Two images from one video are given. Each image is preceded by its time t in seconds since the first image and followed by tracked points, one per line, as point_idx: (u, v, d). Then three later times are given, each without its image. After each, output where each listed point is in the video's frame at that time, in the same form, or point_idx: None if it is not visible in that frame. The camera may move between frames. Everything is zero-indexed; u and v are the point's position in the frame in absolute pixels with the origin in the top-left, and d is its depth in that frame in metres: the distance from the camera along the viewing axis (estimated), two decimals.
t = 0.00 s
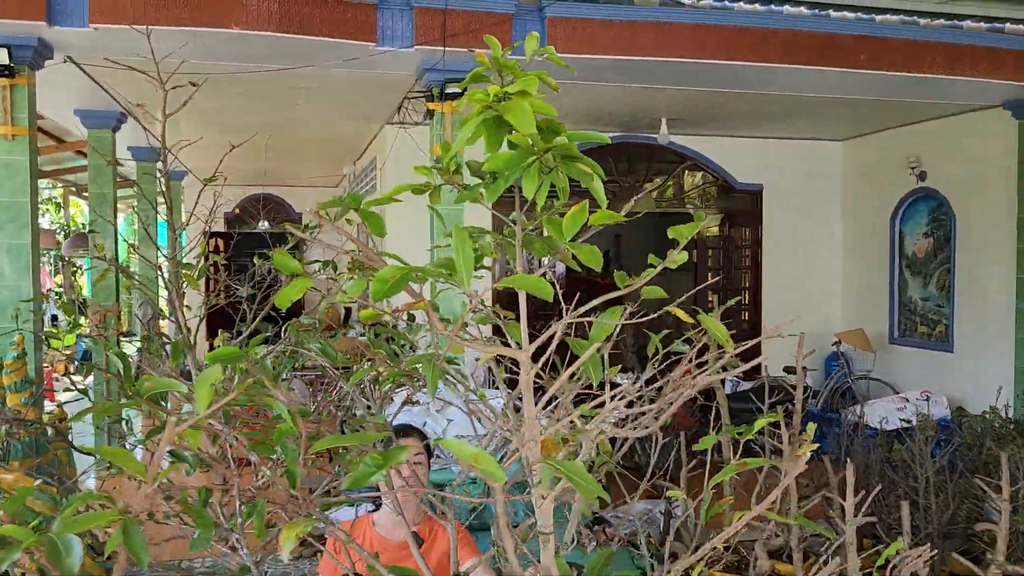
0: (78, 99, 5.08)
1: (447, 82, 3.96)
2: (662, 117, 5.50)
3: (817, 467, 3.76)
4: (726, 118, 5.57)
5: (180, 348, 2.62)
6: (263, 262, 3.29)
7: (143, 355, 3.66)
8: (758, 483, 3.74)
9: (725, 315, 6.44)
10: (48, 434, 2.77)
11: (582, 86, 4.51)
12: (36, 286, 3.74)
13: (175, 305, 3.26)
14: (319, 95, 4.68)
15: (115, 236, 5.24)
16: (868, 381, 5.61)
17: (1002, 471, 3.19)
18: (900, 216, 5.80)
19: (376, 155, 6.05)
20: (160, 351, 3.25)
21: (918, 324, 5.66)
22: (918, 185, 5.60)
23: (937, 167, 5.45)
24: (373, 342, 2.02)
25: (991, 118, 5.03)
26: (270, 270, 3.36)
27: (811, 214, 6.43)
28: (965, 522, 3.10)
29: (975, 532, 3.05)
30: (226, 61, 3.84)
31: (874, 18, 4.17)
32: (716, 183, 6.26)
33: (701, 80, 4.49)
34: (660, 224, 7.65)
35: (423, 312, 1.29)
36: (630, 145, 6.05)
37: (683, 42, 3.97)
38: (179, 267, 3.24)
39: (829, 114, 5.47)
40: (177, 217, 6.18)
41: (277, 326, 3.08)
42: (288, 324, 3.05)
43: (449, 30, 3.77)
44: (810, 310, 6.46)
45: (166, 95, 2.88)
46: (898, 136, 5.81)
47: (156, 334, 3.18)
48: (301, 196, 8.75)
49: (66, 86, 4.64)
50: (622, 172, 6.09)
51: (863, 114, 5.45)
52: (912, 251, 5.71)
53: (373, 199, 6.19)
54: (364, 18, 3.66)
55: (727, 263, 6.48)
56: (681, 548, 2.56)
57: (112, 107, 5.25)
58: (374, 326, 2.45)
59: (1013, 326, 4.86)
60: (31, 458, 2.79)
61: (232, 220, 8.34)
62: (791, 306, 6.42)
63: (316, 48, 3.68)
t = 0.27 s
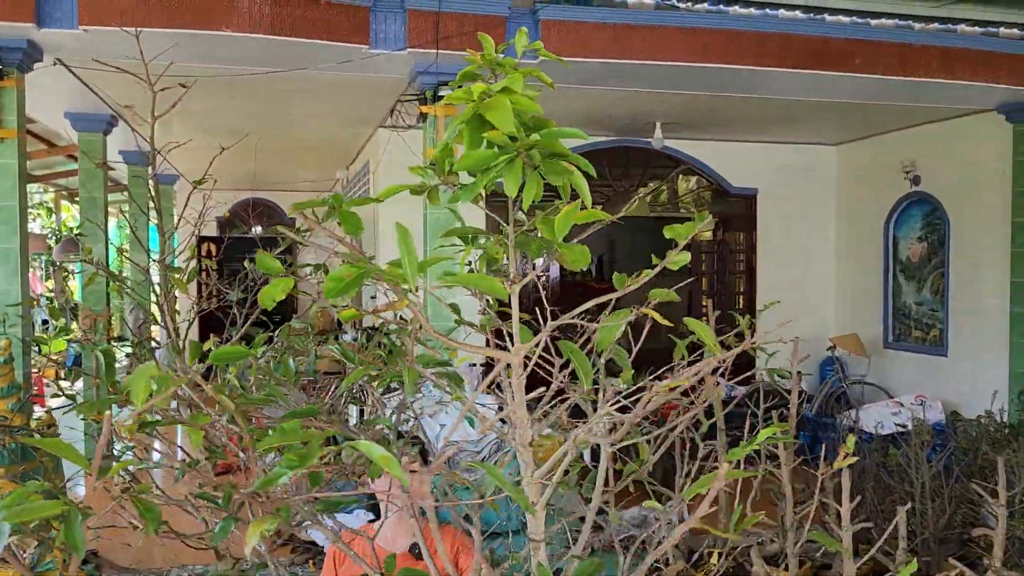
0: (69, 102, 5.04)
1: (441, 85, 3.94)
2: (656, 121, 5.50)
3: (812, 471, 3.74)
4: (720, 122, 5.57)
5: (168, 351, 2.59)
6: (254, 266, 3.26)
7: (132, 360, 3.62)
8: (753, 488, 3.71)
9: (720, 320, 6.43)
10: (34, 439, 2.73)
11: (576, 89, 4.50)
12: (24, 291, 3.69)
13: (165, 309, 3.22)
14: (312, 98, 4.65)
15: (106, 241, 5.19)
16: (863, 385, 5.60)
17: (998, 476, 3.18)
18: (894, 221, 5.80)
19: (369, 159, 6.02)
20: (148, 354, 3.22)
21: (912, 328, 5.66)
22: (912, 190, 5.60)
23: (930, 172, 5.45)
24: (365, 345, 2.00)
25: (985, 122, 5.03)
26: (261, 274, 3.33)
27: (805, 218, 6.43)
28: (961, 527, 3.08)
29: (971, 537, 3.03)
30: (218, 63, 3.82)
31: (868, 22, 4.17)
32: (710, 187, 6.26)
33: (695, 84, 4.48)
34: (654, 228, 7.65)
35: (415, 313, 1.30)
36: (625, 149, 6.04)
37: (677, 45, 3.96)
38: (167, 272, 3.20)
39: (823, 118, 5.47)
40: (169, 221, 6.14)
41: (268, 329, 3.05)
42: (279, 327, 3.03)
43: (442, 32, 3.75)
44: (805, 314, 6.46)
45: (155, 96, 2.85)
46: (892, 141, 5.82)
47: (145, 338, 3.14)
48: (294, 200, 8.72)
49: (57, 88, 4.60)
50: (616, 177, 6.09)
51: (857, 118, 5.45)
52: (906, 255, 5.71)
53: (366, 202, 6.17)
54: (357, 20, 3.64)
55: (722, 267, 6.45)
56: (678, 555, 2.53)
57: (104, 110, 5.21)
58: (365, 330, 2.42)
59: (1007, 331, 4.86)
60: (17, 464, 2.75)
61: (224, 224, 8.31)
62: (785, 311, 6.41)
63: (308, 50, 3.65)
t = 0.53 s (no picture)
0: (60, 105, 5.01)
1: (434, 89, 3.93)
2: (650, 125, 5.50)
3: (806, 476, 3.73)
4: (713, 126, 5.57)
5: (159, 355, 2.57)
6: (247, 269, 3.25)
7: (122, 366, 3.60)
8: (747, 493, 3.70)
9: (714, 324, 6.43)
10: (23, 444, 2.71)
11: (570, 93, 4.49)
12: (14, 295, 3.66)
13: (156, 313, 3.20)
14: (305, 101, 4.64)
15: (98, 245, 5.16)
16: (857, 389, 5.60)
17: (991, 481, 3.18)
18: (887, 225, 5.81)
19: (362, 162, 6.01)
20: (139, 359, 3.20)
21: (906, 332, 5.66)
22: (905, 194, 5.61)
23: (924, 176, 5.46)
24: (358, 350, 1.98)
25: (978, 126, 5.05)
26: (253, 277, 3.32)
27: (799, 222, 6.43)
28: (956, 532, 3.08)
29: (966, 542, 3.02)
30: (209, 66, 3.80)
31: (861, 26, 4.18)
32: (704, 191, 6.26)
33: (689, 88, 4.48)
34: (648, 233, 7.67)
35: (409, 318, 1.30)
36: (619, 152, 6.04)
37: (670, 49, 3.95)
38: (158, 276, 3.17)
39: (817, 121, 5.47)
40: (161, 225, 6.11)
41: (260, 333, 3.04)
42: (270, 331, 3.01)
43: (435, 35, 3.74)
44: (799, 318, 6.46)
45: (146, 99, 2.83)
46: (885, 145, 5.83)
47: (134, 344, 3.11)
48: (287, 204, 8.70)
49: (48, 91, 4.57)
50: (610, 180, 6.09)
51: (850, 122, 5.46)
52: (900, 259, 5.72)
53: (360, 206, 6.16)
54: (350, 23, 3.63)
55: (716, 270, 6.45)
56: (673, 559, 2.52)
57: (96, 114, 5.18)
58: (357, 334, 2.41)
59: (1001, 335, 4.86)
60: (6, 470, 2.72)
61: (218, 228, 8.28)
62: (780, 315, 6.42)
63: (301, 53, 3.63)
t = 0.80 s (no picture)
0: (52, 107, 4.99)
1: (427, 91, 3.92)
2: (644, 128, 5.50)
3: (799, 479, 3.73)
4: (708, 129, 5.58)
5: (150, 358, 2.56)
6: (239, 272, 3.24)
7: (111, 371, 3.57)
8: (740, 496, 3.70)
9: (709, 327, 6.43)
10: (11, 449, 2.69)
11: (564, 95, 4.49)
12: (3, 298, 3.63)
13: (147, 316, 3.18)
14: (298, 103, 4.63)
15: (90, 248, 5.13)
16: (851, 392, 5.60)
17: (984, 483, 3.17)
18: (881, 228, 5.82)
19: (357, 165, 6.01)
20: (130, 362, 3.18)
21: (900, 335, 5.66)
22: (899, 197, 5.62)
23: (917, 179, 5.47)
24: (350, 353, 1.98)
25: (971, 129, 5.06)
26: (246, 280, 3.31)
27: (793, 225, 6.44)
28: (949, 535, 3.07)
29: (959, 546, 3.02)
30: (202, 68, 3.79)
31: (854, 29, 4.18)
32: (698, 194, 6.26)
33: (683, 91, 4.48)
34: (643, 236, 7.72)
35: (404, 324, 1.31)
36: (613, 155, 6.04)
37: (663, 52, 3.95)
38: (150, 279, 3.16)
39: (810, 124, 5.48)
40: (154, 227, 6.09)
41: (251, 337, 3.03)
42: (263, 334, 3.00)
43: (428, 38, 3.74)
44: (794, 321, 6.46)
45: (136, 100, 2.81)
46: (879, 148, 5.84)
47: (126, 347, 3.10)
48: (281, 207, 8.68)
49: (41, 93, 4.55)
50: (605, 184, 6.11)
51: (844, 125, 5.46)
52: (893, 262, 5.72)
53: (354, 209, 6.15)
54: (342, 25, 3.62)
55: (712, 273, 6.47)
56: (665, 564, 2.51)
57: (88, 115, 5.16)
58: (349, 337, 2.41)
59: (994, 337, 4.87)
60: None
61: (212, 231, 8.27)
62: (775, 318, 6.42)
63: (294, 55, 3.62)
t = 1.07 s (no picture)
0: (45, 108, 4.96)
1: (422, 92, 3.91)
2: (639, 129, 5.50)
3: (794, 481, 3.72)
4: (703, 130, 5.58)
5: (142, 360, 2.54)
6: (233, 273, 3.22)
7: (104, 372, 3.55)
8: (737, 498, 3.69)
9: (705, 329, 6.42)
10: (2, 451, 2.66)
11: (559, 97, 4.48)
12: None
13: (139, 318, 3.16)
14: (292, 104, 4.61)
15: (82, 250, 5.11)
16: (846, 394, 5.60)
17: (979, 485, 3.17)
18: (876, 230, 5.83)
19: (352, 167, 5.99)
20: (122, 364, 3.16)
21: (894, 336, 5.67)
22: (893, 199, 5.63)
23: (912, 180, 5.48)
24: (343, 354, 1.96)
25: (965, 131, 5.07)
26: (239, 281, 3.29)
27: (788, 227, 6.45)
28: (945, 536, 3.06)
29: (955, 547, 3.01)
30: (195, 69, 3.77)
31: (848, 31, 4.19)
32: (693, 196, 6.26)
33: (678, 92, 4.48)
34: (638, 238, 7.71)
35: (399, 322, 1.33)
36: (609, 157, 6.04)
37: (657, 53, 3.95)
38: (142, 280, 3.14)
39: (805, 126, 5.49)
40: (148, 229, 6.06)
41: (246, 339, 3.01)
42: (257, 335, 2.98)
43: (422, 39, 3.74)
44: (789, 322, 6.47)
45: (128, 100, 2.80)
46: (874, 150, 5.85)
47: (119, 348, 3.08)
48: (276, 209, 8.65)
49: (33, 94, 4.53)
50: (601, 185, 6.10)
51: (839, 127, 5.47)
52: (888, 264, 5.73)
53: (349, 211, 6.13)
54: (336, 26, 3.61)
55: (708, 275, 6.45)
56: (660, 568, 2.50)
57: (82, 116, 5.13)
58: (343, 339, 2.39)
59: (989, 339, 4.87)
60: None
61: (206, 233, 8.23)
62: (770, 320, 6.42)
63: (288, 56, 3.61)
